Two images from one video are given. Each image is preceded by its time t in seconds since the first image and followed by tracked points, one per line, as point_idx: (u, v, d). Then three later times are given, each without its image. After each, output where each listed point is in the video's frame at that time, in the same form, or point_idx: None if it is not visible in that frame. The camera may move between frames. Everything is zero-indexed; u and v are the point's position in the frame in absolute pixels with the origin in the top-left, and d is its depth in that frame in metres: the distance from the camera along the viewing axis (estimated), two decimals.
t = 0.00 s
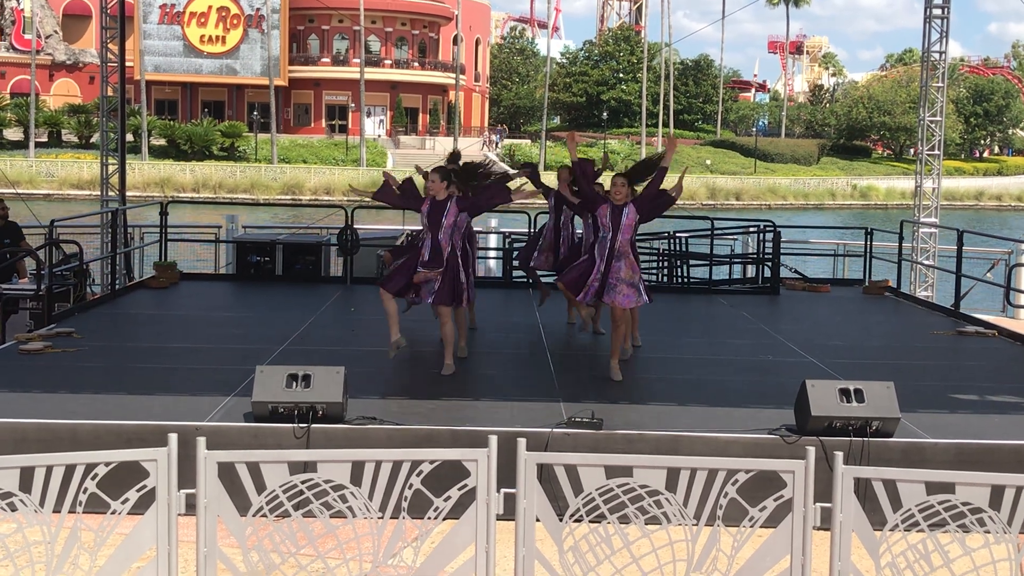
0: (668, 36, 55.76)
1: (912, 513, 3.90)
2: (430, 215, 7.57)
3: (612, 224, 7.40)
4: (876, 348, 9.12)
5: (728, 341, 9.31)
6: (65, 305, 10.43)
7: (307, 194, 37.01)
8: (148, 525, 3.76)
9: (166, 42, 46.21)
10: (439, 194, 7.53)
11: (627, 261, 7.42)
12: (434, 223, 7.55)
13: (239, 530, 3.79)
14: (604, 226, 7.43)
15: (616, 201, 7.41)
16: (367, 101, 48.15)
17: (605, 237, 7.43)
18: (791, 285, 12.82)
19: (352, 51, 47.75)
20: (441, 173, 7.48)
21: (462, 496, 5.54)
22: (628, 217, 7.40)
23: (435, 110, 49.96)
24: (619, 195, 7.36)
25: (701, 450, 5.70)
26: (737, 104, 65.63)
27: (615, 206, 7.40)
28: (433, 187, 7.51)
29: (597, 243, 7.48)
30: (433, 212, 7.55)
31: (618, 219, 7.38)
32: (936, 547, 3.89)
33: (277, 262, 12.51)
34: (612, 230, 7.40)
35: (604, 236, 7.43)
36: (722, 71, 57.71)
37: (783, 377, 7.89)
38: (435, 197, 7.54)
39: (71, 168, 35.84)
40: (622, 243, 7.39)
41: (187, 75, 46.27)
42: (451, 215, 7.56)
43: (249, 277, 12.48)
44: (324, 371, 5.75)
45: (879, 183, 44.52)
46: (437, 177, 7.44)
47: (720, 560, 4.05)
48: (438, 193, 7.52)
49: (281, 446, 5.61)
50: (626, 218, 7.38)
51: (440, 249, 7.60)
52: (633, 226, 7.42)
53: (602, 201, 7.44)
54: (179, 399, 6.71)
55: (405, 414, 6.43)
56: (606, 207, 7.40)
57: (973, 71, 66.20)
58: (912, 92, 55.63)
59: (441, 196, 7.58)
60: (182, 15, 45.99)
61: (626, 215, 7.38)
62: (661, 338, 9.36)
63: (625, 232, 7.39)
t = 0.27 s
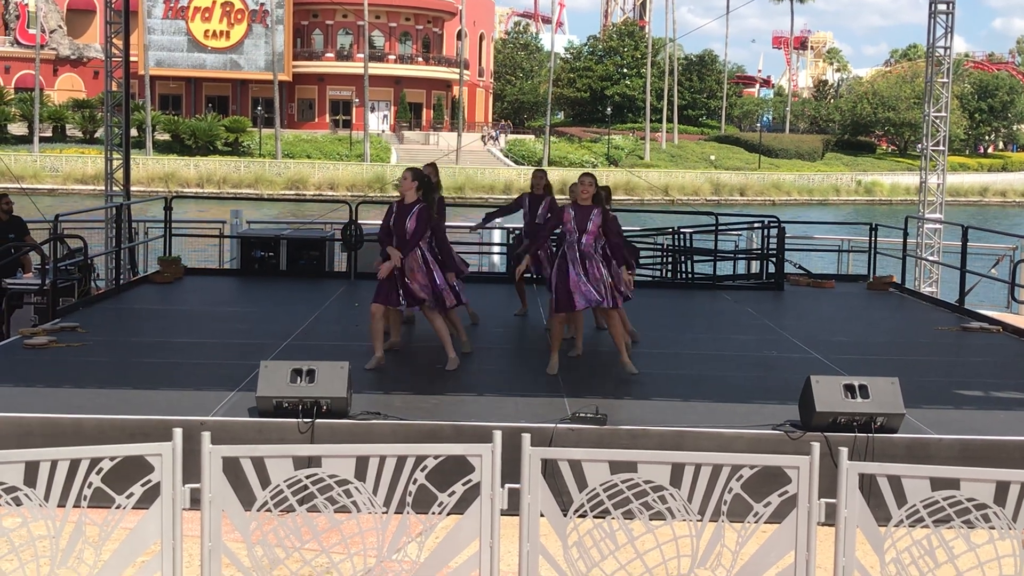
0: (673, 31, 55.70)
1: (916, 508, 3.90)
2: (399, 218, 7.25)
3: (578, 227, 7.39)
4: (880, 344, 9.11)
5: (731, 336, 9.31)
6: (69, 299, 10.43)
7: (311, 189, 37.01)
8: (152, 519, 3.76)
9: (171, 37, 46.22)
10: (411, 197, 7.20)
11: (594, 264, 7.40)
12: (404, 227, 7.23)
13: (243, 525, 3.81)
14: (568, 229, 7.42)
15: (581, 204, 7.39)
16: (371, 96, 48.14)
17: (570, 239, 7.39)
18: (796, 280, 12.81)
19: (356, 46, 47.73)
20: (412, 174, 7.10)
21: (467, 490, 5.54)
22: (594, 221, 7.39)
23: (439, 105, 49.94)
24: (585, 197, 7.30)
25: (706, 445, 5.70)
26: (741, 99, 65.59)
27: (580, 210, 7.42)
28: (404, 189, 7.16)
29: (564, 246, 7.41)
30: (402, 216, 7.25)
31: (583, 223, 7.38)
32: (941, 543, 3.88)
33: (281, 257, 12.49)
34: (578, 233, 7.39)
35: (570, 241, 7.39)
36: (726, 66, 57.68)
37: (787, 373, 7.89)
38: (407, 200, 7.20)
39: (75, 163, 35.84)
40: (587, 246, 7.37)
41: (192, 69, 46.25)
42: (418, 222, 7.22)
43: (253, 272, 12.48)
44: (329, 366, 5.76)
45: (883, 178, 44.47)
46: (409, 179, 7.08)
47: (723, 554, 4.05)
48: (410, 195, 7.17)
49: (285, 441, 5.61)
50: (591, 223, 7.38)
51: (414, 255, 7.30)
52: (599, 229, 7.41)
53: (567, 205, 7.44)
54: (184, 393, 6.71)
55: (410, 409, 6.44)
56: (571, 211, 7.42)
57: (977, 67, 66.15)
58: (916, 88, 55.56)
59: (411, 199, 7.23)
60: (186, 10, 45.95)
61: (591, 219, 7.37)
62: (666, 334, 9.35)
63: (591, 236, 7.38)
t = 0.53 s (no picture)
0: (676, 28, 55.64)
1: (920, 506, 3.90)
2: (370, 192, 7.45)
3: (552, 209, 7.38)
4: (883, 341, 9.10)
5: (735, 333, 9.31)
6: (72, 295, 10.44)
7: (314, 185, 37.01)
8: (155, 516, 3.77)
9: (174, 33, 46.25)
10: (384, 170, 7.40)
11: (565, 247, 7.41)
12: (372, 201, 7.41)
13: (246, 521, 3.80)
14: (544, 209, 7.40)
15: (557, 185, 7.42)
16: (374, 92, 48.15)
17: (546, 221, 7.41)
18: (799, 277, 12.80)
19: (359, 42, 47.81)
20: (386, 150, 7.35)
21: (469, 486, 5.54)
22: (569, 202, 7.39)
23: (442, 102, 49.94)
24: (561, 179, 7.37)
25: (709, 442, 5.70)
26: (745, 96, 65.55)
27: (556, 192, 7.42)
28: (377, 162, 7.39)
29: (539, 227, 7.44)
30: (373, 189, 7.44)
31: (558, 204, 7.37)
32: (945, 541, 3.88)
33: (284, 253, 12.49)
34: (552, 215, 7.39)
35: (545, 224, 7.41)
36: (730, 62, 57.62)
37: (790, 369, 7.89)
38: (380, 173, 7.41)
39: (78, 159, 35.88)
40: (560, 229, 7.40)
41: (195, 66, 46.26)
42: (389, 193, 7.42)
43: (256, 268, 12.48)
44: (331, 362, 5.77)
45: (887, 175, 44.42)
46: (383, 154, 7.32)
47: (726, 551, 4.05)
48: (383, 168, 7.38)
49: (288, 437, 5.61)
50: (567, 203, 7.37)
51: (381, 230, 7.50)
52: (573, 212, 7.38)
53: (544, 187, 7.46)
54: (187, 389, 6.72)
55: (412, 405, 6.44)
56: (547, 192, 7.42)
57: (981, 64, 66.06)
58: (920, 84, 55.48)
59: (384, 173, 7.44)
60: (189, 6, 45.94)
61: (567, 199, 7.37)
62: (669, 331, 9.35)
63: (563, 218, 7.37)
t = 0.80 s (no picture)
0: (677, 26, 55.61)
1: (920, 504, 3.89)
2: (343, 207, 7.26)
3: (534, 226, 7.21)
4: (884, 340, 9.10)
5: (736, 331, 9.31)
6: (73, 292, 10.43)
7: (315, 183, 36.98)
8: (156, 514, 3.77)
9: (175, 31, 46.24)
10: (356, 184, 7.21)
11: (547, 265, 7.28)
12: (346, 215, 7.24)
13: (246, 519, 3.79)
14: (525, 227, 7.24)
15: (539, 202, 7.25)
16: (376, 90, 48.14)
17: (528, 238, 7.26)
18: (800, 275, 12.79)
19: (361, 41, 47.77)
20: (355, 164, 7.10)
21: (470, 485, 5.54)
22: (551, 219, 7.22)
23: (443, 100, 49.94)
24: (542, 196, 7.19)
25: (710, 441, 5.69)
26: (746, 95, 65.51)
27: (539, 209, 7.26)
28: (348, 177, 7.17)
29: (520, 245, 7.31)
30: (346, 204, 7.25)
31: (541, 222, 7.21)
32: (945, 539, 3.88)
33: (284, 251, 12.47)
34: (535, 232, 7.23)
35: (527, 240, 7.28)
36: (731, 61, 57.60)
37: (792, 367, 7.89)
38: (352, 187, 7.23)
39: (79, 157, 35.90)
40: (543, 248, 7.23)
41: (196, 64, 46.26)
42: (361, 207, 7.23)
43: (257, 266, 12.48)
44: (332, 360, 5.77)
45: (888, 174, 44.40)
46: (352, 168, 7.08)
47: (727, 550, 4.05)
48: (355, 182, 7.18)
49: (289, 435, 5.61)
50: (548, 221, 7.21)
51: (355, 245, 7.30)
52: (555, 230, 7.22)
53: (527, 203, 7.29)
54: (188, 387, 6.72)
55: (412, 404, 6.43)
56: (530, 209, 7.27)
57: (982, 63, 66.02)
58: (921, 83, 55.44)
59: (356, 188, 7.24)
60: (190, 4, 45.94)
61: (549, 218, 7.21)
62: (671, 329, 9.35)
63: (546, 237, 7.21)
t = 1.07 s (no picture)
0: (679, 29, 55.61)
1: (922, 508, 3.88)
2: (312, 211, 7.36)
3: (509, 229, 7.48)
4: (886, 343, 9.09)
5: (737, 334, 9.31)
6: (75, 296, 10.44)
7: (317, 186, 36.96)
8: (158, 517, 3.77)
9: (176, 34, 46.25)
10: (325, 188, 7.32)
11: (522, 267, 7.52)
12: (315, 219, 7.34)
13: (248, 522, 3.80)
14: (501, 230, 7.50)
15: (514, 206, 7.49)
16: (378, 93, 48.16)
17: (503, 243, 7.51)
18: (802, 279, 12.79)
19: (363, 44, 47.67)
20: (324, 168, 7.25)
21: (472, 489, 5.55)
22: (525, 225, 7.48)
23: (445, 103, 49.96)
24: (518, 200, 7.42)
25: (712, 444, 5.70)
26: (747, 98, 65.51)
27: (513, 213, 7.49)
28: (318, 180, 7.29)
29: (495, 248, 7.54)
30: (316, 208, 7.34)
31: (516, 226, 7.46)
32: (947, 543, 3.88)
33: (287, 255, 12.48)
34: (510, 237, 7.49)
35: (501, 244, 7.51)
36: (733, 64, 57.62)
37: (794, 371, 7.89)
38: (321, 191, 7.34)
39: (81, 160, 35.92)
40: (517, 250, 7.48)
41: (199, 67, 46.30)
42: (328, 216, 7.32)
43: (259, 269, 12.49)
44: (334, 363, 5.77)
45: (890, 178, 44.37)
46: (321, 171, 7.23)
47: (730, 554, 4.04)
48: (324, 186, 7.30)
49: (292, 438, 5.62)
50: (523, 226, 7.47)
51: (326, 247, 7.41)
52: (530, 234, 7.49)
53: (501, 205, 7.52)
54: (190, 390, 6.72)
55: (414, 407, 6.43)
56: (505, 213, 7.49)
57: (984, 66, 66.02)
58: (923, 86, 55.40)
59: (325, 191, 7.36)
60: (193, 7, 46.01)
61: (524, 223, 7.46)
62: (672, 333, 9.35)
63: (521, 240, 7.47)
